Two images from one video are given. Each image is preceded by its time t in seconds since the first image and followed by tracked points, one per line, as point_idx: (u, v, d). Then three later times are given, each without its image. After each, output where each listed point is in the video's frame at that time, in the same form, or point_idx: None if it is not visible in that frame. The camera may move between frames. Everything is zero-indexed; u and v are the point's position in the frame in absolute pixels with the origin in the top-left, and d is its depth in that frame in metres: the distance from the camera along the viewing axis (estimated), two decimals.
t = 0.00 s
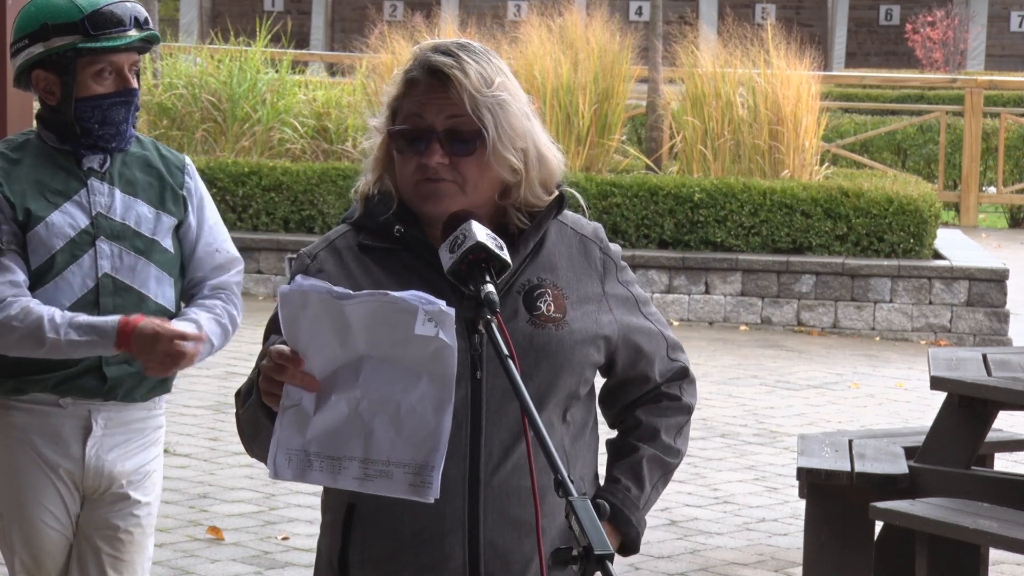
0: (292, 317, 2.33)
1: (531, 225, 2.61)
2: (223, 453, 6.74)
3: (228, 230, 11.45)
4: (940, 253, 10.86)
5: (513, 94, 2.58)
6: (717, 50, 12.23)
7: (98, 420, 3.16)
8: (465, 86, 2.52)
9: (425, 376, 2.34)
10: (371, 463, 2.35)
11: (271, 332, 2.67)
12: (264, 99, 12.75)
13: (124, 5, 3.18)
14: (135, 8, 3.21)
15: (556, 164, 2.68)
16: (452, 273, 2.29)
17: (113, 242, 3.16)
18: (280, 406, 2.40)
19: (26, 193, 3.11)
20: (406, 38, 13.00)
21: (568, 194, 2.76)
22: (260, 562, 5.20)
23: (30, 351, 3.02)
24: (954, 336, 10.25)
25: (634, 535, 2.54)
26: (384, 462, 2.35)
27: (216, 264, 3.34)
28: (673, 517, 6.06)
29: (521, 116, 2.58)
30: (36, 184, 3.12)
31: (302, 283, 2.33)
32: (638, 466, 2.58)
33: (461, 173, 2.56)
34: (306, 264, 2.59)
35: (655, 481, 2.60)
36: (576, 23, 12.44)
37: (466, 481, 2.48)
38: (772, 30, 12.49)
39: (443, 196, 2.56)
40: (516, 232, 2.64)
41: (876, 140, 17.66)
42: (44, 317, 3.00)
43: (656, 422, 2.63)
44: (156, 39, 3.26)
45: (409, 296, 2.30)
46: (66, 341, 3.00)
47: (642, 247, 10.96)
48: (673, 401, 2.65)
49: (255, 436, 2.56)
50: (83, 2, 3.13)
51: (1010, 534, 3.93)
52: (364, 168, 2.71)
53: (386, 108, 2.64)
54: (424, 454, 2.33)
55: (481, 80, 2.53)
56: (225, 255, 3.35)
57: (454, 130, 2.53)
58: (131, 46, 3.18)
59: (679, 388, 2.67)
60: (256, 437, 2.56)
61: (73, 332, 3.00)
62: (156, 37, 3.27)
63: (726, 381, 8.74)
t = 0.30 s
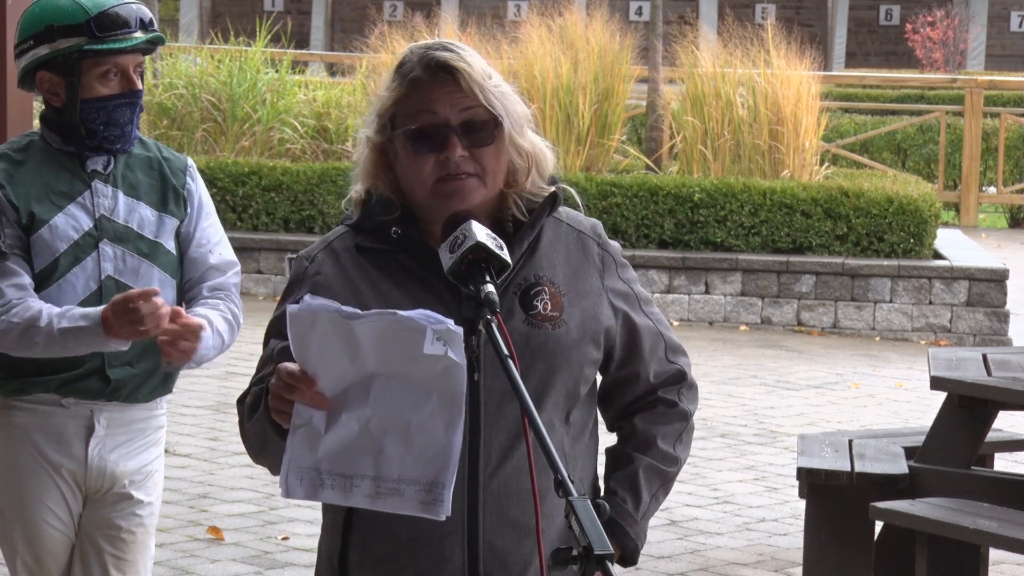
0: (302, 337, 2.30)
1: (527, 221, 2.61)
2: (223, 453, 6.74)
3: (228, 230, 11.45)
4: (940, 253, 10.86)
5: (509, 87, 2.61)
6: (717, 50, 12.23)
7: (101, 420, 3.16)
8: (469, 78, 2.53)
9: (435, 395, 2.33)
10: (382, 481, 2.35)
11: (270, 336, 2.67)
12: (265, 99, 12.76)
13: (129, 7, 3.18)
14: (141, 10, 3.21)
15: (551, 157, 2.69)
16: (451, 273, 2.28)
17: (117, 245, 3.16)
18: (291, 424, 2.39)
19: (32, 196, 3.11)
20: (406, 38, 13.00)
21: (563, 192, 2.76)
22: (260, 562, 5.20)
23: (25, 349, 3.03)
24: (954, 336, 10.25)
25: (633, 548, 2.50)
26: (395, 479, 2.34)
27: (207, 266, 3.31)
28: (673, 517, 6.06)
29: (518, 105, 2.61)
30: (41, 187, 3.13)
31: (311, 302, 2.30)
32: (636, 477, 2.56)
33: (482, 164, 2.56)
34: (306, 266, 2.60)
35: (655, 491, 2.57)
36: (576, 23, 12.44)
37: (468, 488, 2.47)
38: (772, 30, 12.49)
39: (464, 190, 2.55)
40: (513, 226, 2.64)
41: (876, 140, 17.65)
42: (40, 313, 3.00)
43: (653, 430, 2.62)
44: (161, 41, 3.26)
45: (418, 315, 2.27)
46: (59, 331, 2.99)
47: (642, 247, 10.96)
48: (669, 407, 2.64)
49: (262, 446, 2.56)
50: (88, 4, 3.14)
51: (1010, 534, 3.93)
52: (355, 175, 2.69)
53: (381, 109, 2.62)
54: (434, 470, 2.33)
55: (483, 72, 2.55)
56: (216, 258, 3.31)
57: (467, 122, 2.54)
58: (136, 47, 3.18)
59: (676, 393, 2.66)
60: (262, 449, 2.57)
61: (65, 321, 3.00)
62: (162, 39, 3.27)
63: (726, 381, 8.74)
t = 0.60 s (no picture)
0: (297, 333, 2.30)
1: (524, 223, 2.61)
2: (223, 453, 6.74)
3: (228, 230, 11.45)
4: (940, 253, 10.85)
5: (507, 93, 2.60)
6: (717, 50, 12.23)
7: (101, 422, 3.16)
8: (462, 87, 2.52)
9: (432, 390, 2.32)
10: (379, 477, 2.34)
11: (268, 336, 2.68)
12: (265, 99, 12.75)
13: (131, 4, 3.19)
14: (143, 7, 3.23)
15: (551, 163, 2.68)
16: (451, 273, 2.28)
17: (116, 243, 3.16)
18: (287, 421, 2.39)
19: (32, 193, 3.11)
20: (406, 38, 13.00)
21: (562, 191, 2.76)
22: (260, 562, 5.20)
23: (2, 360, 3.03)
24: (954, 336, 10.25)
25: (630, 552, 2.53)
26: (392, 475, 2.34)
27: (222, 268, 3.35)
28: (673, 517, 6.06)
29: (515, 113, 2.60)
30: (42, 185, 3.13)
31: (306, 299, 2.30)
32: (635, 483, 2.57)
33: (464, 174, 2.56)
34: (304, 266, 2.61)
35: (655, 494, 2.58)
36: (576, 23, 12.45)
37: (465, 484, 2.47)
38: (772, 30, 12.49)
39: (444, 197, 2.56)
40: (510, 229, 2.64)
41: (876, 140, 17.64)
42: (10, 324, 3.01)
43: (652, 432, 2.62)
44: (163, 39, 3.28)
45: (414, 310, 2.27)
46: (26, 347, 3.00)
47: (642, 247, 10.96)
48: (668, 408, 2.63)
49: (259, 446, 2.56)
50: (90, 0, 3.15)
51: (1010, 534, 3.93)
52: (355, 171, 2.70)
53: (380, 109, 2.63)
54: (432, 467, 2.32)
55: (477, 81, 2.54)
56: (231, 259, 3.36)
57: (453, 131, 2.54)
58: (138, 44, 3.20)
59: (676, 394, 2.65)
60: (260, 448, 2.56)
61: (35, 339, 3.00)
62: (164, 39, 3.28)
63: (726, 381, 8.74)
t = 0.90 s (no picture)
0: (294, 331, 2.31)
1: (525, 226, 2.61)
2: (223, 453, 6.74)
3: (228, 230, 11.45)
4: (940, 253, 10.85)
5: (509, 94, 2.59)
6: (717, 50, 12.24)
7: (108, 417, 3.19)
8: (463, 87, 2.52)
9: (428, 389, 2.32)
10: (374, 476, 2.34)
11: (267, 336, 2.67)
12: (265, 99, 12.75)
13: (132, 1, 3.26)
14: (144, 4, 3.29)
15: (551, 165, 2.68)
16: (452, 273, 2.28)
17: (122, 239, 3.21)
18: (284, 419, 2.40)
19: (38, 191, 3.17)
20: (406, 38, 12.99)
21: (564, 194, 2.76)
22: (260, 562, 5.20)
23: (21, 356, 3.10)
24: (954, 336, 10.24)
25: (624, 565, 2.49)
26: (387, 475, 2.33)
27: (213, 264, 3.38)
28: (673, 518, 6.05)
29: (515, 113, 2.59)
30: (47, 181, 3.18)
31: (302, 296, 2.31)
32: (631, 502, 2.54)
33: (462, 173, 2.56)
34: (303, 266, 2.61)
35: (650, 512, 2.56)
36: (576, 23, 12.47)
37: (460, 485, 2.47)
38: (772, 30, 12.49)
39: (442, 198, 2.56)
40: (511, 231, 2.64)
41: (876, 140, 17.63)
42: (38, 324, 3.08)
43: (648, 448, 2.59)
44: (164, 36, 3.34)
45: (408, 310, 2.28)
46: (57, 347, 3.07)
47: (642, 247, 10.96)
48: (662, 425, 2.60)
49: (256, 444, 2.56)
50: None
51: (1010, 534, 3.93)
52: (357, 169, 2.70)
53: (381, 108, 2.63)
54: (428, 467, 2.31)
55: (478, 81, 2.54)
56: (225, 254, 3.40)
57: (452, 131, 2.54)
58: (140, 40, 3.26)
59: (670, 410, 2.62)
60: (257, 446, 2.56)
61: (64, 338, 3.08)
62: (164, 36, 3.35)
63: (726, 381, 8.74)
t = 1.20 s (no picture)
0: (296, 327, 2.30)
1: (526, 226, 2.61)
2: (223, 453, 6.74)
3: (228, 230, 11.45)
4: (940, 253, 10.85)
5: (512, 93, 2.60)
6: (717, 50, 12.24)
7: (126, 412, 3.26)
8: (467, 86, 2.52)
9: (428, 387, 2.32)
10: (374, 474, 2.35)
11: (268, 334, 2.67)
12: (264, 99, 12.75)
13: None
14: None
15: (553, 165, 2.68)
16: (452, 273, 2.29)
17: (124, 236, 3.26)
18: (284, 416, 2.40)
19: (40, 192, 3.21)
20: (407, 38, 12.98)
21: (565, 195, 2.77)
22: (260, 562, 5.20)
23: (36, 359, 3.14)
24: (954, 336, 10.25)
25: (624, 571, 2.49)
26: (386, 473, 2.34)
27: (210, 253, 3.44)
28: (673, 518, 6.06)
29: (518, 113, 2.60)
30: (48, 182, 3.22)
31: (304, 291, 2.30)
32: (628, 513, 2.54)
33: (465, 172, 2.56)
34: (305, 265, 2.61)
35: (649, 523, 2.55)
36: (576, 23, 12.47)
37: (461, 485, 2.47)
38: (772, 30, 12.49)
39: (443, 197, 2.56)
40: (512, 232, 2.64)
41: (876, 140, 17.64)
42: (50, 330, 3.11)
43: (646, 456, 2.59)
44: (154, 29, 3.37)
45: (410, 305, 2.27)
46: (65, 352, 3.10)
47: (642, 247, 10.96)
48: (656, 435, 2.60)
49: (257, 443, 2.57)
50: None
51: (1010, 534, 3.93)
52: (360, 168, 2.70)
53: (383, 107, 2.63)
54: (427, 465, 2.32)
55: (482, 80, 2.54)
56: (221, 243, 3.46)
57: (455, 131, 2.54)
58: (132, 34, 3.29)
59: (666, 419, 2.62)
60: (257, 443, 2.57)
61: (71, 342, 3.11)
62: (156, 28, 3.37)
63: (726, 381, 8.74)
